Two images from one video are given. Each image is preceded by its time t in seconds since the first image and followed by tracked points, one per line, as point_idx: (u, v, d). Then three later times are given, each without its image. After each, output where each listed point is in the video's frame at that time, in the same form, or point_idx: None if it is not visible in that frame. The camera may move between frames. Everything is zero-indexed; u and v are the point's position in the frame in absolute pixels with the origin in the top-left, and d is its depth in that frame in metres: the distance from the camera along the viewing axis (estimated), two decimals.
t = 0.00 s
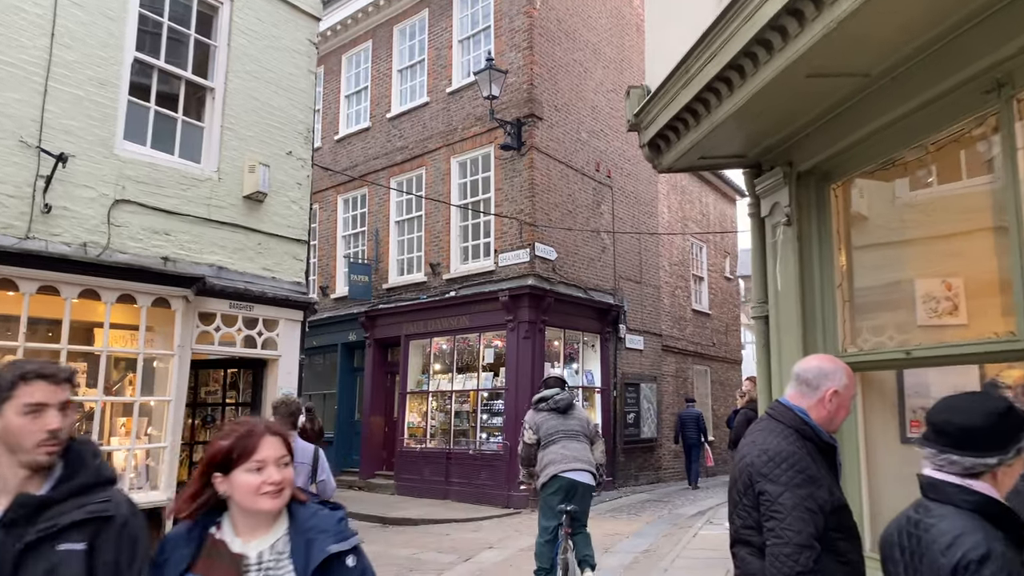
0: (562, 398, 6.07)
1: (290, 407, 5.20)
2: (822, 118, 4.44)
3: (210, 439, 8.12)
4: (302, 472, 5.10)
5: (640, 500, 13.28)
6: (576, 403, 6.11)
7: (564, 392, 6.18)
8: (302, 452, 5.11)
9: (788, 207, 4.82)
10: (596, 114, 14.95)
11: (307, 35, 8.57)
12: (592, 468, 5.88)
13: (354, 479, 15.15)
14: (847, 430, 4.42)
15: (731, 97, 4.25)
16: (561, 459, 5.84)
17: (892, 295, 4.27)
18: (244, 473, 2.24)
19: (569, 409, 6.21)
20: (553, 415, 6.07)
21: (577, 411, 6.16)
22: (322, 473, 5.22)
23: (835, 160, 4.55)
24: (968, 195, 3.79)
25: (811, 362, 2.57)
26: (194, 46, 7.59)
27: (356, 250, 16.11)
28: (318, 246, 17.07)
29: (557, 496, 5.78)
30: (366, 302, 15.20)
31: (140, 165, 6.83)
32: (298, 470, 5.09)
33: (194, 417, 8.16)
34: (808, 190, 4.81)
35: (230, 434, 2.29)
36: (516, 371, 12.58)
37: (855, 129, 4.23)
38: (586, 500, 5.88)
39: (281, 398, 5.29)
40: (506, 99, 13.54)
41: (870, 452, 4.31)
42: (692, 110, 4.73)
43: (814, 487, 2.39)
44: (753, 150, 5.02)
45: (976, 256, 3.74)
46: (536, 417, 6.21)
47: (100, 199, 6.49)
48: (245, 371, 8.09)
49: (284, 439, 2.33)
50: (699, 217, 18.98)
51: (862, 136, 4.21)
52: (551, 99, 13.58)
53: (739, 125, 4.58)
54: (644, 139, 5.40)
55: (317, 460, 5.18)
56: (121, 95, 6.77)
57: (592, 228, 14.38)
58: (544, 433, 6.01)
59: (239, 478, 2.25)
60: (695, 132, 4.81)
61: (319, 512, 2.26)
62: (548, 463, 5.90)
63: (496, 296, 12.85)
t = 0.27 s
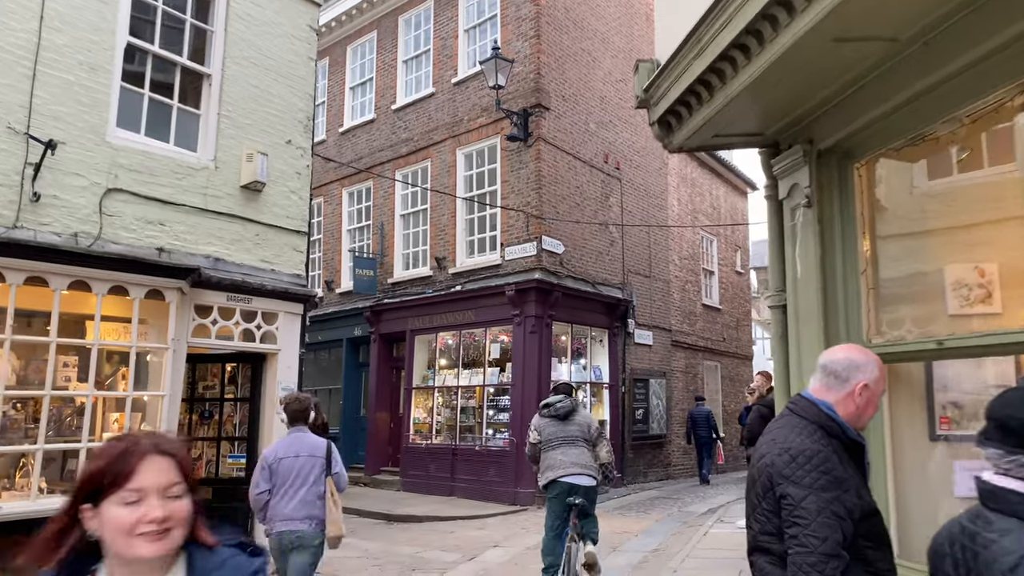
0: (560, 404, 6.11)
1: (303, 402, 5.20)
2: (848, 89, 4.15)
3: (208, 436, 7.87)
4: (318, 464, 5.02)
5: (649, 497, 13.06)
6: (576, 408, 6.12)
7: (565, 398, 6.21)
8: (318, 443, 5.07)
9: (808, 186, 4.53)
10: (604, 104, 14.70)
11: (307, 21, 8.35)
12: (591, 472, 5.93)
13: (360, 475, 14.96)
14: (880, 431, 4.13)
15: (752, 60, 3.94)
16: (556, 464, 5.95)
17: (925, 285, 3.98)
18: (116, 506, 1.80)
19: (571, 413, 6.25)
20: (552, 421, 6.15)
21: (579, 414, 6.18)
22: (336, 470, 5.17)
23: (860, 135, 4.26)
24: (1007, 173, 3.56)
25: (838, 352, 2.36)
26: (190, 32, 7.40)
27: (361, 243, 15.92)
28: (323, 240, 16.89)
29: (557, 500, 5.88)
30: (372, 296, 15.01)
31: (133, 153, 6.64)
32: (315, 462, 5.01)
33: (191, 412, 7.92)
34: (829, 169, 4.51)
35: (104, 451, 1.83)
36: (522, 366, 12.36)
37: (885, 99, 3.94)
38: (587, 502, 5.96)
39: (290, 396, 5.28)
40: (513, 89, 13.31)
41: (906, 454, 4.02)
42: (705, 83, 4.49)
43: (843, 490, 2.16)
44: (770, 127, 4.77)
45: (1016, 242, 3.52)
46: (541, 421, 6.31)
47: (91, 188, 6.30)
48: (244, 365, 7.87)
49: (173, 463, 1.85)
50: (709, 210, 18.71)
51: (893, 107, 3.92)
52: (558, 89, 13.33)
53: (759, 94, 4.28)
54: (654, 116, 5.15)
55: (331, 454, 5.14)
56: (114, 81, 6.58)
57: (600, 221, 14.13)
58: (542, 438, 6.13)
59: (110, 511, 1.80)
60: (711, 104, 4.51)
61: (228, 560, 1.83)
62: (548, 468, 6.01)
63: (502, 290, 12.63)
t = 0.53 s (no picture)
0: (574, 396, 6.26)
1: (313, 394, 5.25)
2: (880, 57, 3.92)
3: (209, 431, 7.64)
4: (331, 454, 5.08)
5: (660, 493, 12.84)
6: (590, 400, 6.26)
7: (581, 390, 6.42)
8: (330, 432, 5.13)
9: (838, 163, 4.28)
10: (614, 94, 14.45)
11: (310, 6, 8.15)
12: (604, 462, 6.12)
13: (367, 470, 14.79)
14: (921, 431, 3.91)
15: (782, 22, 3.72)
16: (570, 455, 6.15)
17: (971, 269, 3.74)
18: None
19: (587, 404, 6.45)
20: (567, 412, 6.31)
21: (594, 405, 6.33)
22: (349, 459, 5.22)
23: (896, 106, 4.03)
24: None
25: (883, 339, 2.17)
26: (189, 16, 7.20)
27: (368, 236, 15.74)
28: (330, 233, 16.72)
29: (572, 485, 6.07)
30: (378, 290, 14.83)
31: (130, 140, 6.46)
32: (328, 451, 5.07)
33: (191, 407, 7.70)
34: (862, 143, 4.27)
35: None
36: (531, 360, 12.16)
37: (924, 66, 3.71)
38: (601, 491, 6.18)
39: (300, 388, 5.34)
40: (522, 78, 13.07)
41: (952, 452, 3.76)
42: (729, 52, 4.27)
43: (889, 492, 1.95)
44: (797, 100, 4.54)
45: None
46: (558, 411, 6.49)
47: (87, 175, 6.12)
48: (246, 358, 7.69)
49: None
50: (721, 202, 18.45)
51: (932, 74, 3.70)
52: (567, 78, 13.09)
53: (788, 60, 4.05)
54: (674, 89, 4.93)
55: (343, 442, 5.19)
56: (110, 65, 6.39)
57: (610, 212, 13.90)
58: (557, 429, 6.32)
59: None
60: (736, 72, 4.28)
61: None
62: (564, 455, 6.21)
63: (511, 282, 12.41)
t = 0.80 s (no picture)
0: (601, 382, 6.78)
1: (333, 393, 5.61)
2: (926, 24, 3.60)
3: (214, 427, 7.46)
4: (349, 450, 5.45)
5: (675, 490, 12.60)
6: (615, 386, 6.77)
7: (606, 378, 6.92)
8: (348, 430, 5.48)
9: (880, 139, 3.91)
10: (628, 84, 14.19)
11: None
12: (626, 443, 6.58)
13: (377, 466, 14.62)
14: (976, 437, 3.59)
15: None
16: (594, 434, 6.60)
17: None
18: None
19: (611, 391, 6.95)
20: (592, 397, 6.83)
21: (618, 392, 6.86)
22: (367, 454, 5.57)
23: (942, 78, 3.72)
24: None
25: (942, 331, 1.95)
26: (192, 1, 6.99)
27: (377, 229, 15.53)
28: (340, 227, 16.53)
29: (592, 462, 6.59)
30: (388, 283, 14.64)
31: (130, 128, 6.27)
32: (346, 448, 5.44)
33: (196, 402, 7.53)
34: (905, 119, 3.92)
35: None
36: (543, 354, 11.93)
37: (982, 28, 3.40)
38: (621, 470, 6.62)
39: (323, 387, 5.69)
40: (534, 67, 12.82)
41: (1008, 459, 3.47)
42: (761, 19, 3.98)
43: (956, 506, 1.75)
44: (829, 72, 4.19)
45: None
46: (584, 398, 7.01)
47: (85, 164, 5.93)
48: (253, 352, 7.49)
49: None
50: (736, 193, 18.15)
51: (991, 39, 3.39)
52: (580, 67, 12.83)
53: (828, 24, 3.72)
54: (698, 60, 4.62)
55: (361, 439, 5.54)
56: (109, 50, 6.20)
57: (624, 204, 13.65)
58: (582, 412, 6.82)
59: None
60: (770, 40, 3.97)
61: None
62: (585, 434, 6.75)
63: (523, 275, 12.18)
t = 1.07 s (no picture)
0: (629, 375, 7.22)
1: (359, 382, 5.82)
2: None
3: (218, 420, 7.29)
4: (372, 436, 5.62)
5: (689, 485, 12.38)
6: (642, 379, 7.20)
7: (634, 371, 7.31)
8: (372, 416, 5.67)
9: (924, 109, 3.77)
10: (642, 71, 13.93)
11: None
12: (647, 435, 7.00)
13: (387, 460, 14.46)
14: None
15: None
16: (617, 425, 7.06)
17: None
18: None
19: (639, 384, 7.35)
20: (618, 387, 7.27)
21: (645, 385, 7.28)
22: (390, 442, 5.72)
23: (992, 40, 3.56)
24: None
25: (1012, 315, 1.96)
26: None
27: (387, 221, 15.34)
28: (350, 218, 16.35)
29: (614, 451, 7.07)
30: (398, 275, 14.45)
31: (130, 112, 6.09)
32: (370, 433, 5.62)
33: (201, 395, 7.36)
34: (950, 85, 3.77)
35: None
36: (555, 347, 11.71)
37: None
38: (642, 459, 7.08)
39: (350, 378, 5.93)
40: (545, 54, 12.58)
41: None
42: None
43: None
44: (868, 37, 4.03)
45: None
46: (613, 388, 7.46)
47: (84, 150, 5.76)
48: (258, 344, 7.31)
49: None
50: (752, 183, 17.85)
51: None
52: (593, 54, 12.57)
53: None
54: (726, 29, 4.40)
55: (385, 426, 5.72)
56: (107, 32, 6.01)
57: (638, 194, 13.40)
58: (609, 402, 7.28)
59: None
60: None
61: None
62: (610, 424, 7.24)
63: (534, 266, 11.95)
